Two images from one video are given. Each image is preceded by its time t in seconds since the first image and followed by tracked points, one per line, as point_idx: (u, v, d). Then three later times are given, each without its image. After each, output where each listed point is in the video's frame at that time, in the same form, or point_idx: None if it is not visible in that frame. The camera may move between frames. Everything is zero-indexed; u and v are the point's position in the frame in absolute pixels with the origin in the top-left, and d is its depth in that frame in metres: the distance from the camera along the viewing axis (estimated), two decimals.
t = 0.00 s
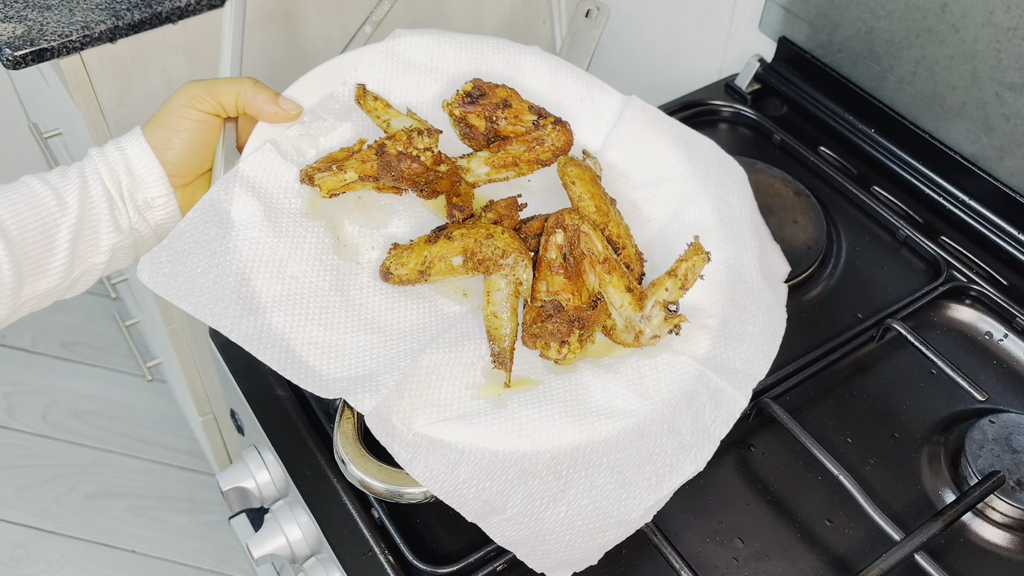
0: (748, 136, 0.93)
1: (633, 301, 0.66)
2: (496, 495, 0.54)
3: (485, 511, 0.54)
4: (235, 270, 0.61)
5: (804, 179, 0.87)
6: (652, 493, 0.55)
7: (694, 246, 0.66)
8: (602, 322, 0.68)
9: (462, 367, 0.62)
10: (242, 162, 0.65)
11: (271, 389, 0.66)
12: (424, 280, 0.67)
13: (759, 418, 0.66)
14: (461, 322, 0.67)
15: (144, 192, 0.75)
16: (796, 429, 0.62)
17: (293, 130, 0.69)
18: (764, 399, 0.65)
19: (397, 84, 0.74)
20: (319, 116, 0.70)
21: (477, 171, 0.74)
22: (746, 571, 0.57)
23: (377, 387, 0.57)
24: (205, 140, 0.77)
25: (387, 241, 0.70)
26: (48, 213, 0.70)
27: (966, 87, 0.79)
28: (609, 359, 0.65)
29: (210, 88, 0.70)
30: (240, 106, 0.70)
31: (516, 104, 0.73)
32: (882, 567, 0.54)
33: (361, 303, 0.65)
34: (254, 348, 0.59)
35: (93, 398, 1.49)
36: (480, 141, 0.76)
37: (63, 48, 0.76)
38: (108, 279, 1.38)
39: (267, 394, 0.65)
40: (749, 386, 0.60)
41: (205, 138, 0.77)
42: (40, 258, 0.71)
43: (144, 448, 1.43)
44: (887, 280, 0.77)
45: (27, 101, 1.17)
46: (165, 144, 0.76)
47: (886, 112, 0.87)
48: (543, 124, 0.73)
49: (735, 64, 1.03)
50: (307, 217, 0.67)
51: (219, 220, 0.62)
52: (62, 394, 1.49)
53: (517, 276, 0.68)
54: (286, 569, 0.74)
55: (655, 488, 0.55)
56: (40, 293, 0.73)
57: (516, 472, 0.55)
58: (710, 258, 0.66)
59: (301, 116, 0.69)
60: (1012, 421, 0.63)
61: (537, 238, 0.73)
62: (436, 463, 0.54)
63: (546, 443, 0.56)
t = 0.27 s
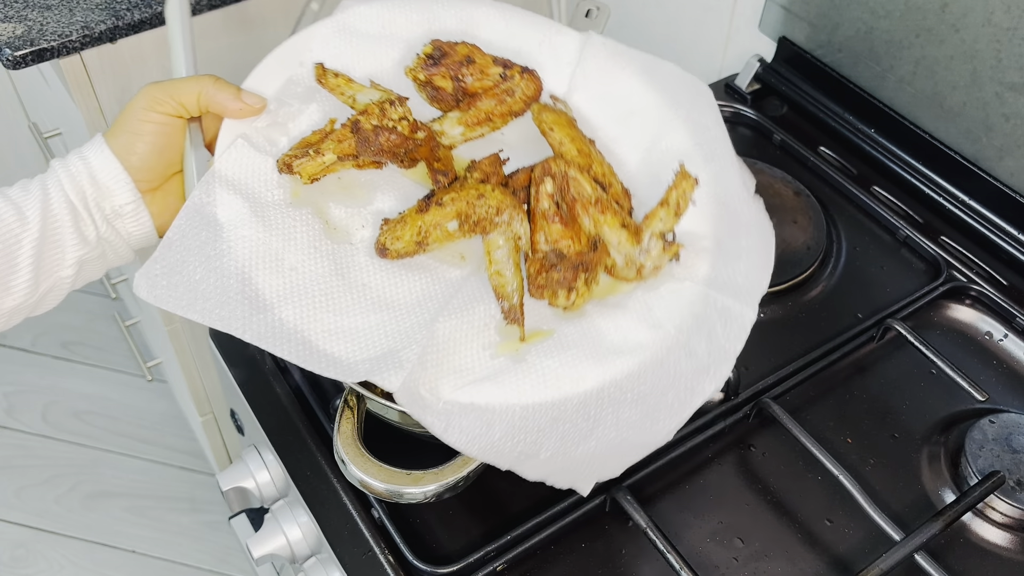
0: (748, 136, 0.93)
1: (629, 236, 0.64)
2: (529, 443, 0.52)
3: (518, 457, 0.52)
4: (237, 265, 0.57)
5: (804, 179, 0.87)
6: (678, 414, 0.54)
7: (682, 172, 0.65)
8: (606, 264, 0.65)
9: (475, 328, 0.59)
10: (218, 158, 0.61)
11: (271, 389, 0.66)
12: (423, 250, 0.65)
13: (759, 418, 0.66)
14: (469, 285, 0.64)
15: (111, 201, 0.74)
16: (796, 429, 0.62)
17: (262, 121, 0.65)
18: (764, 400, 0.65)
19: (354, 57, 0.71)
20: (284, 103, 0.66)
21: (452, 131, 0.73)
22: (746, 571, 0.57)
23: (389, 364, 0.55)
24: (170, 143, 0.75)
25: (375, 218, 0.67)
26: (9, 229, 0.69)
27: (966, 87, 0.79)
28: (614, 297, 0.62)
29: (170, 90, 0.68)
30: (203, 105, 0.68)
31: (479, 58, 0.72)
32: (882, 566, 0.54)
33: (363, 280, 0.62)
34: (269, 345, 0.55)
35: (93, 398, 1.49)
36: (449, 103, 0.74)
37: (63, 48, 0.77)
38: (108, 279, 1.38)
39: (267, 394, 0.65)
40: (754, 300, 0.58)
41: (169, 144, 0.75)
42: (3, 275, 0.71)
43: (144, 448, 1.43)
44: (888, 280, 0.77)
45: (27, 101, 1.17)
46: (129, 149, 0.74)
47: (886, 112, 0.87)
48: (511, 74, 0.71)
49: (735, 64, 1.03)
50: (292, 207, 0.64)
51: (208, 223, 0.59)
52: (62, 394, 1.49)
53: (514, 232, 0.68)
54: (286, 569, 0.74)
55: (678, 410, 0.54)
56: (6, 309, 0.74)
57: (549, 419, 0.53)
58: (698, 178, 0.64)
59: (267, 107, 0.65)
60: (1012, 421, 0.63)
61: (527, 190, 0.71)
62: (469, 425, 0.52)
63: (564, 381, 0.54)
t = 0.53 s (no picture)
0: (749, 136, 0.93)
1: (606, 198, 0.66)
2: (541, 412, 0.54)
3: (533, 428, 0.54)
4: (230, 272, 0.57)
5: (805, 179, 0.87)
6: (676, 365, 0.56)
7: (649, 128, 0.66)
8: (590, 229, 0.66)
9: (471, 309, 0.60)
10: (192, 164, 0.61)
11: (271, 388, 0.65)
12: (409, 237, 0.66)
13: (759, 418, 0.66)
14: (458, 265, 0.66)
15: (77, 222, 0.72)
16: (796, 429, 0.62)
17: (224, 127, 0.64)
18: (764, 400, 0.65)
19: (304, 47, 0.70)
20: (244, 106, 0.66)
21: (417, 115, 0.73)
22: (746, 571, 0.57)
23: (386, 358, 0.55)
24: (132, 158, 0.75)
25: (353, 210, 0.68)
26: None
27: (967, 87, 0.79)
28: (598, 259, 0.64)
29: (128, 104, 0.68)
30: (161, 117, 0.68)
31: (434, 38, 0.71)
32: (882, 567, 0.54)
33: (354, 268, 0.63)
34: (273, 351, 0.55)
35: (93, 398, 1.49)
36: (408, 86, 0.75)
37: (63, 48, 0.77)
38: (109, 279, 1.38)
39: (267, 394, 0.65)
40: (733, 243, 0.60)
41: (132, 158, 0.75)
42: None
43: (144, 448, 1.43)
44: (887, 279, 0.77)
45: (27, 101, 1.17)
46: (91, 167, 0.73)
47: (886, 112, 0.87)
48: (467, 52, 0.71)
49: (735, 64, 1.03)
50: (270, 208, 0.63)
51: (190, 236, 0.58)
52: (62, 394, 1.49)
53: (497, 207, 0.68)
54: (286, 568, 0.74)
55: (675, 359, 0.56)
56: None
57: (557, 388, 0.54)
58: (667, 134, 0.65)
59: (227, 113, 0.64)
60: (1012, 421, 0.63)
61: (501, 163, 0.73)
62: (483, 402, 0.53)
63: (564, 346, 0.56)
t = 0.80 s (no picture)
0: (748, 136, 0.93)
1: (582, 178, 0.68)
2: (542, 398, 0.57)
3: (536, 414, 0.56)
4: (220, 285, 0.57)
5: (805, 179, 0.87)
6: (663, 337, 0.60)
7: (619, 106, 0.69)
8: (571, 212, 0.69)
9: (461, 302, 0.62)
10: (166, 185, 0.61)
11: (271, 388, 0.66)
12: (393, 235, 0.67)
13: (758, 418, 0.65)
14: (444, 258, 0.66)
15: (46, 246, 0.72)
16: (795, 428, 0.62)
17: (193, 139, 0.65)
18: (764, 400, 0.65)
19: (261, 50, 0.70)
20: (211, 116, 0.67)
21: (386, 111, 0.73)
22: (746, 571, 0.57)
23: (378, 358, 0.56)
24: (98, 179, 0.75)
25: (331, 211, 0.68)
26: None
27: (967, 87, 0.79)
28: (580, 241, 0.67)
29: (90, 121, 0.68)
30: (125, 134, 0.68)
31: (395, 32, 0.72)
32: (882, 567, 0.54)
33: (342, 268, 0.64)
34: (270, 362, 0.55)
35: (93, 398, 1.49)
36: (373, 82, 0.74)
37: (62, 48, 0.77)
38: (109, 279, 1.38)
39: (267, 394, 0.65)
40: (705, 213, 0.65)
41: (99, 179, 0.75)
42: None
43: (143, 448, 1.43)
44: (887, 279, 0.77)
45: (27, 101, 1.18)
46: (57, 191, 0.73)
47: (886, 112, 0.87)
48: (430, 43, 0.72)
49: (735, 64, 1.03)
50: (248, 218, 0.63)
51: (173, 254, 0.58)
52: (62, 394, 1.49)
53: (480, 198, 0.68)
54: (286, 568, 0.74)
55: (665, 332, 0.60)
56: None
57: (556, 371, 0.58)
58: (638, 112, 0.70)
59: (194, 126, 0.64)
60: (1012, 421, 0.63)
61: (478, 152, 0.74)
62: (485, 394, 0.55)
63: (560, 329, 0.59)
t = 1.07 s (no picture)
0: (748, 136, 0.93)
1: (572, 163, 0.69)
2: (541, 386, 0.57)
3: (538, 403, 0.57)
4: (207, 285, 0.58)
5: (805, 179, 0.87)
6: (662, 319, 0.61)
7: (606, 89, 0.69)
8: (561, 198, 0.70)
9: (453, 294, 0.63)
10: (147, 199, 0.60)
11: (271, 388, 0.66)
12: (382, 229, 0.67)
13: (758, 418, 0.65)
14: (435, 250, 0.67)
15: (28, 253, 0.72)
16: (795, 428, 0.62)
17: (173, 139, 0.65)
18: (764, 400, 0.65)
19: (240, 47, 0.70)
20: (192, 115, 0.67)
21: (369, 104, 0.74)
22: (746, 571, 0.57)
23: (370, 354, 0.58)
24: (79, 183, 0.75)
25: (319, 207, 0.69)
26: None
27: (967, 87, 0.79)
28: (574, 227, 0.68)
29: (66, 127, 0.69)
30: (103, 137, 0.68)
31: (375, 23, 0.72)
32: (882, 566, 0.54)
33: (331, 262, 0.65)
34: (259, 362, 0.56)
35: (93, 398, 1.49)
36: (355, 74, 0.74)
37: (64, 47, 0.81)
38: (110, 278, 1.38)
39: (267, 394, 0.65)
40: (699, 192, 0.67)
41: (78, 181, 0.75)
42: None
43: (143, 448, 1.43)
44: (887, 279, 0.77)
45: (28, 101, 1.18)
46: (37, 197, 0.74)
47: (886, 112, 0.87)
48: (411, 33, 0.71)
49: (735, 64, 1.03)
50: (233, 216, 0.64)
51: (157, 256, 0.58)
52: (62, 394, 1.49)
53: (469, 187, 0.68)
54: (286, 569, 0.75)
55: (665, 311, 0.61)
56: None
57: (555, 358, 0.59)
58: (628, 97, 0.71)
59: (173, 125, 0.64)
60: (1012, 421, 0.63)
61: (464, 141, 0.75)
62: (483, 386, 0.57)
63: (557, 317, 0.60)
